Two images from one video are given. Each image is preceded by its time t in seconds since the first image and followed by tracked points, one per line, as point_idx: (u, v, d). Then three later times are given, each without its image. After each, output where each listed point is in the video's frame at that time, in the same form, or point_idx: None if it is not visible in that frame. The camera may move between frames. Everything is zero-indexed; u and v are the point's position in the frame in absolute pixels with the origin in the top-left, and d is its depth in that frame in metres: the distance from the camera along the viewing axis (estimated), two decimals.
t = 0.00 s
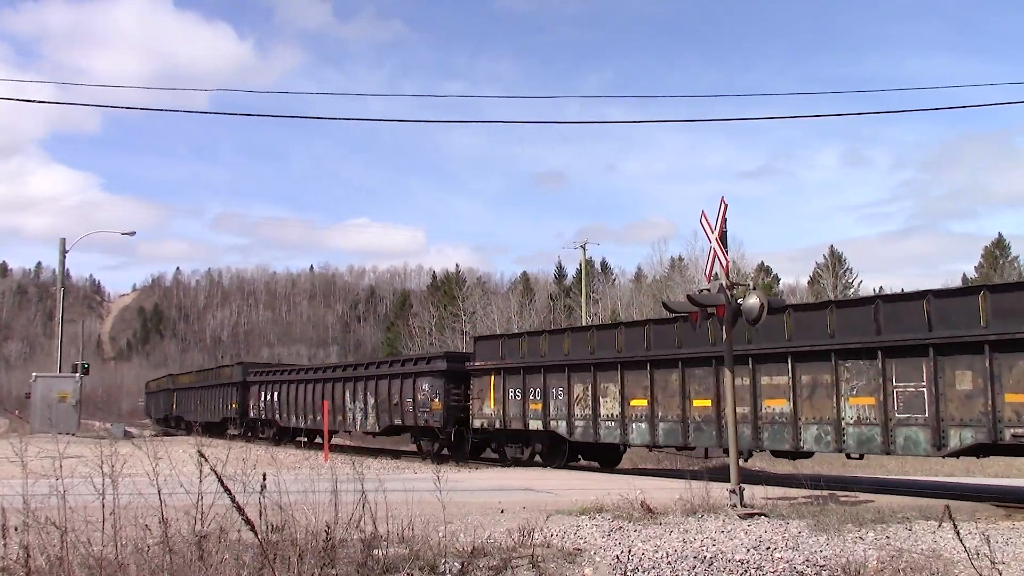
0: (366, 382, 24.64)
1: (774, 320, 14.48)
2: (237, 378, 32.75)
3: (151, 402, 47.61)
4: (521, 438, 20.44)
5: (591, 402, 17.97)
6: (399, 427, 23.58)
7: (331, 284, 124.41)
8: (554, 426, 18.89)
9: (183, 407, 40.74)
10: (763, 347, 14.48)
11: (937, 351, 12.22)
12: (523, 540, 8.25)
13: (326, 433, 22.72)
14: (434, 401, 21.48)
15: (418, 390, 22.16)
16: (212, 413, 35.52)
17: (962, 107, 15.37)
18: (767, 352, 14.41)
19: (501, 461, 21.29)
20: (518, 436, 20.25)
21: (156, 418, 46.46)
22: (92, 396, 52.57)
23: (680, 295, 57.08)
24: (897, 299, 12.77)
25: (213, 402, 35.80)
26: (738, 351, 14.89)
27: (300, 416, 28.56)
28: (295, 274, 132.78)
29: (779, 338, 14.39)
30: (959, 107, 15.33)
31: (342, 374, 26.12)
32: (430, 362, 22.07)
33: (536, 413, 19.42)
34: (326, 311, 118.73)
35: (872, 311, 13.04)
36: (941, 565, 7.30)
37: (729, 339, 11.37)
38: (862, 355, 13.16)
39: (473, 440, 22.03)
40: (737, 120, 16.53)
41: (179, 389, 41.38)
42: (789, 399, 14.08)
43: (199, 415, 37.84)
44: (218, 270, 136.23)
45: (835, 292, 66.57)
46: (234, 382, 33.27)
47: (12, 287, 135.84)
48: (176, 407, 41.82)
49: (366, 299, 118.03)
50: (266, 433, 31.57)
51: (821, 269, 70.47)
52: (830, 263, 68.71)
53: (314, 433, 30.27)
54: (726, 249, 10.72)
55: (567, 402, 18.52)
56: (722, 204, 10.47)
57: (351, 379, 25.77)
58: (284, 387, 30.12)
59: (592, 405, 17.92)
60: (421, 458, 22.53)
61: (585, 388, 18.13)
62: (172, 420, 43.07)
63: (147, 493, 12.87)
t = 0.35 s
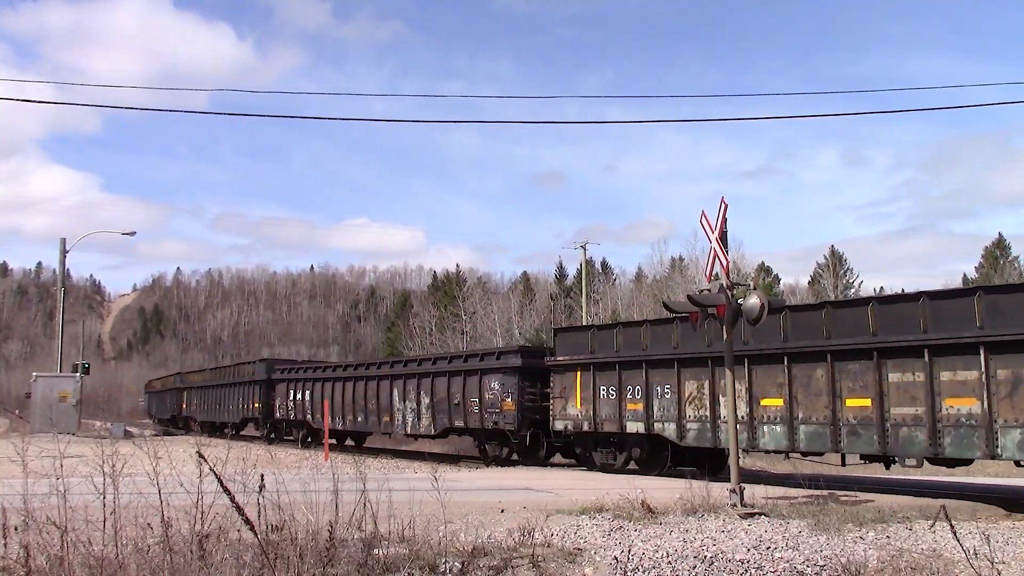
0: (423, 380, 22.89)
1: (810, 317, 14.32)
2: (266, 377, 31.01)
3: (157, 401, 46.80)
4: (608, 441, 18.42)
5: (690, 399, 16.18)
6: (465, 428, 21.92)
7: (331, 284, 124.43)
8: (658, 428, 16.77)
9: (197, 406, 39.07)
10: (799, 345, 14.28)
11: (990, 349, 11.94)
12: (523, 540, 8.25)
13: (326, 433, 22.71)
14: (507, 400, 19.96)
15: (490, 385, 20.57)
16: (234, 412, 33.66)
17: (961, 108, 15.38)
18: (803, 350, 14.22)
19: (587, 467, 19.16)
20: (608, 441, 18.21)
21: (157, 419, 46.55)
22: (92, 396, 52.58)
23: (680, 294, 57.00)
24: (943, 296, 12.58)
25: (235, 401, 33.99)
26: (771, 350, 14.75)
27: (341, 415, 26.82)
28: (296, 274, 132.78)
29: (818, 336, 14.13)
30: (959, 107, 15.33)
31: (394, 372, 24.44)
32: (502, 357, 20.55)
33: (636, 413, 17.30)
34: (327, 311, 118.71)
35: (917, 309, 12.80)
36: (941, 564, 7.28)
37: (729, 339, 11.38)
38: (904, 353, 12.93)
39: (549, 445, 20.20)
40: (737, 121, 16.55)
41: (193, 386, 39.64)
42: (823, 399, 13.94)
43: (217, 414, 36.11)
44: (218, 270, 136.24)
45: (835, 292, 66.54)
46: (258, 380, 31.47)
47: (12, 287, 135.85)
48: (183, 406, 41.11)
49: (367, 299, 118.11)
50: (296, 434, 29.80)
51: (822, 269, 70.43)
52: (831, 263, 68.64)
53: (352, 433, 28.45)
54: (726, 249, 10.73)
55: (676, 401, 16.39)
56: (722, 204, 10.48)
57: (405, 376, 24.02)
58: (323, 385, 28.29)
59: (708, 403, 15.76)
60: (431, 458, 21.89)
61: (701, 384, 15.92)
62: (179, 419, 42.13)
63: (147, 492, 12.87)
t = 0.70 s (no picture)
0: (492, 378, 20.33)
1: (842, 314, 13.62)
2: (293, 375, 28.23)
3: (161, 401, 45.22)
4: (725, 448, 15.77)
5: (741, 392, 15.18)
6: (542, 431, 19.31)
7: (331, 284, 124.44)
8: (798, 432, 14.12)
9: (207, 406, 37.07)
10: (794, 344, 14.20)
11: (983, 349, 11.77)
12: (523, 540, 8.26)
13: (325, 433, 22.73)
14: (598, 400, 17.39)
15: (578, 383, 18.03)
16: (256, 414, 30.80)
17: (962, 108, 15.36)
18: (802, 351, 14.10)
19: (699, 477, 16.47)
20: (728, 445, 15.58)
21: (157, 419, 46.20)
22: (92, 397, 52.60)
23: (680, 294, 57.00)
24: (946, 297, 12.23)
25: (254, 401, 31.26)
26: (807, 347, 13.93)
27: (386, 416, 24.11)
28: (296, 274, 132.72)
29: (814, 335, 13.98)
30: (960, 108, 15.35)
31: (453, 368, 21.71)
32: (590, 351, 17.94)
33: (768, 414, 14.66)
34: (326, 311, 118.67)
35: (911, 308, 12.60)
36: (941, 565, 7.30)
37: (728, 339, 11.40)
38: (901, 354, 12.75)
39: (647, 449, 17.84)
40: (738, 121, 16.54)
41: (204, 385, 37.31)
42: (853, 399, 13.31)
43: (233, 415, 33.72)
44: (218, 270, 136.24)
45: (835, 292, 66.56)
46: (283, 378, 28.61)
47: (12, 287, 135.87)
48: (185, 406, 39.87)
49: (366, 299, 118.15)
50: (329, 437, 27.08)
51: (822, 269, 70.44)
52: (831, 263, 68.67)
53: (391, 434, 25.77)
54: (726, 249, 10.73)
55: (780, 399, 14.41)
56: (722, 204, 10.47)
57: (466, 373, 21.34)
58: (365, 383, 25.39)
59: (870, 404, 13.04)
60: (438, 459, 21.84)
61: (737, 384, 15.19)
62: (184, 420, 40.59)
63: (148, 493, 12.88)
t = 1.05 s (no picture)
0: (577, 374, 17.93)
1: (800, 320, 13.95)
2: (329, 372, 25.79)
3: (168, 402, 43.21)
4: (884, 453, 13.22)
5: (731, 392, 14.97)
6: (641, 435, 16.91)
7: (331, 284, 124.44)
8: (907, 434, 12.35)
9: (223, 405, 35.04)
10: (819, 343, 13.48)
11: None
12: (523, 540, 8.26)
13: (325, 434, 22.74)
14: (718, 399, 15.07)
15: (690, 381, 15.67)
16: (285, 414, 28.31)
17: (960, 108, 15.39)
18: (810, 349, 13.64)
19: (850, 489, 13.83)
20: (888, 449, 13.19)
21: (162, 421, 44.95)
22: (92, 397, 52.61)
23: (680, 294, 57.01)
24: (992, 290, 11.59)
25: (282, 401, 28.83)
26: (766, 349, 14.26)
27: (443, 419, 21.59)
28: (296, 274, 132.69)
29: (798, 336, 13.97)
30: (957, 108, 15.37)
31: (527, 364, 19.26)
32: (704, 344, 15.58)
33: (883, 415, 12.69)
34: (327, 311, 118.66)
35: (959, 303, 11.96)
36: (940, 565, 7.31)
37: (729, 339, 11.39)
38: (951, 350, 12.06)
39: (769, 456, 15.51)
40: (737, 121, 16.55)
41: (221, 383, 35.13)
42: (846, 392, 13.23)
43: (256, 415, 31.43)
44: (218, 270, 136.22)
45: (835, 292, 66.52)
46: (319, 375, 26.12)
47: (12, 287, 135.92)
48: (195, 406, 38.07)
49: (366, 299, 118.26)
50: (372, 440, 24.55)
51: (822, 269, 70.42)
52: (830, 263, 68.72)
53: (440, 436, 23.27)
54: (726, 249, 10.72)
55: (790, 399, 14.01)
56: (722, 204, 10.46)
57: (543, 370, 18.91)
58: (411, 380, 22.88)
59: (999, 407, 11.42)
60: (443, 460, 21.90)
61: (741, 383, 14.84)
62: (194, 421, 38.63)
63: (148, 493, 12.90)
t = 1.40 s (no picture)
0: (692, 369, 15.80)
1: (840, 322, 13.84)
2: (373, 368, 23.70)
3: (178, 400, 41.21)
4: None
5: (767, 388, 14.82)
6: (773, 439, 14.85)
7: (331, 284, 124.44)
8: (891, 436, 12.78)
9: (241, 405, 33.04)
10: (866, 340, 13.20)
11: None
12: (523, 540, 8.26)
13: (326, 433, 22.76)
14: (882, 398, 13.01)
15: (844, 376, 13.58)
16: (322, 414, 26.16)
17: (960, 108, 15.38)
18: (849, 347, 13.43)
19: None
20: None
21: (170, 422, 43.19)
22: (93, 397, 52.62)
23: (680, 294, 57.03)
24: None
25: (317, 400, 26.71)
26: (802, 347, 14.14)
27: (517, 420, 19.73)
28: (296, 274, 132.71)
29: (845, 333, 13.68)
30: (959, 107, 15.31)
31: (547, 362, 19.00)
32: (860, 333, 13.46)
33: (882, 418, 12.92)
34: (326, 311, 118.72)
35: None
36: (941, 565, 7.30)
37: (728, 339, 11.38)
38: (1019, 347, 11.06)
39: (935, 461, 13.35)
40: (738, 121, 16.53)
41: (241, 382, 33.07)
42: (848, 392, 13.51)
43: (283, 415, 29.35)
44: (218, 271, 136.22)
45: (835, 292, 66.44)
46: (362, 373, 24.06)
47: (12, 287, 135.94)
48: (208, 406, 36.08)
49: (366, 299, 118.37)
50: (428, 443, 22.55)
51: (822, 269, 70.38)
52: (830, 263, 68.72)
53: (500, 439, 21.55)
54: (726, 249, 10.72)
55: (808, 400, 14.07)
56: (722, 204, 10.47)
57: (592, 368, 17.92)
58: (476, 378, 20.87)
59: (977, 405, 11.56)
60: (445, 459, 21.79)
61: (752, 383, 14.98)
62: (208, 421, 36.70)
63: (148, 493, 12.90)
